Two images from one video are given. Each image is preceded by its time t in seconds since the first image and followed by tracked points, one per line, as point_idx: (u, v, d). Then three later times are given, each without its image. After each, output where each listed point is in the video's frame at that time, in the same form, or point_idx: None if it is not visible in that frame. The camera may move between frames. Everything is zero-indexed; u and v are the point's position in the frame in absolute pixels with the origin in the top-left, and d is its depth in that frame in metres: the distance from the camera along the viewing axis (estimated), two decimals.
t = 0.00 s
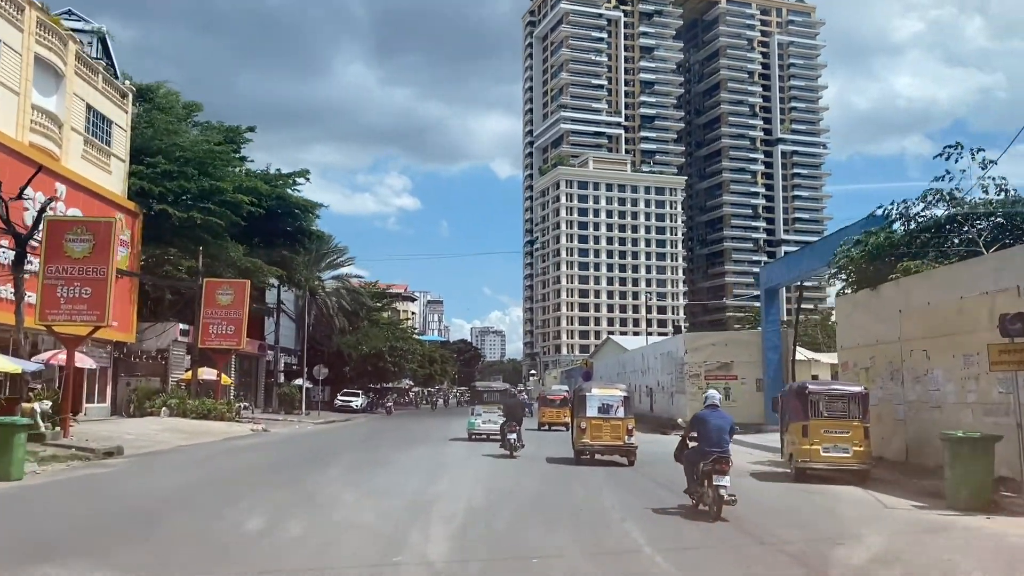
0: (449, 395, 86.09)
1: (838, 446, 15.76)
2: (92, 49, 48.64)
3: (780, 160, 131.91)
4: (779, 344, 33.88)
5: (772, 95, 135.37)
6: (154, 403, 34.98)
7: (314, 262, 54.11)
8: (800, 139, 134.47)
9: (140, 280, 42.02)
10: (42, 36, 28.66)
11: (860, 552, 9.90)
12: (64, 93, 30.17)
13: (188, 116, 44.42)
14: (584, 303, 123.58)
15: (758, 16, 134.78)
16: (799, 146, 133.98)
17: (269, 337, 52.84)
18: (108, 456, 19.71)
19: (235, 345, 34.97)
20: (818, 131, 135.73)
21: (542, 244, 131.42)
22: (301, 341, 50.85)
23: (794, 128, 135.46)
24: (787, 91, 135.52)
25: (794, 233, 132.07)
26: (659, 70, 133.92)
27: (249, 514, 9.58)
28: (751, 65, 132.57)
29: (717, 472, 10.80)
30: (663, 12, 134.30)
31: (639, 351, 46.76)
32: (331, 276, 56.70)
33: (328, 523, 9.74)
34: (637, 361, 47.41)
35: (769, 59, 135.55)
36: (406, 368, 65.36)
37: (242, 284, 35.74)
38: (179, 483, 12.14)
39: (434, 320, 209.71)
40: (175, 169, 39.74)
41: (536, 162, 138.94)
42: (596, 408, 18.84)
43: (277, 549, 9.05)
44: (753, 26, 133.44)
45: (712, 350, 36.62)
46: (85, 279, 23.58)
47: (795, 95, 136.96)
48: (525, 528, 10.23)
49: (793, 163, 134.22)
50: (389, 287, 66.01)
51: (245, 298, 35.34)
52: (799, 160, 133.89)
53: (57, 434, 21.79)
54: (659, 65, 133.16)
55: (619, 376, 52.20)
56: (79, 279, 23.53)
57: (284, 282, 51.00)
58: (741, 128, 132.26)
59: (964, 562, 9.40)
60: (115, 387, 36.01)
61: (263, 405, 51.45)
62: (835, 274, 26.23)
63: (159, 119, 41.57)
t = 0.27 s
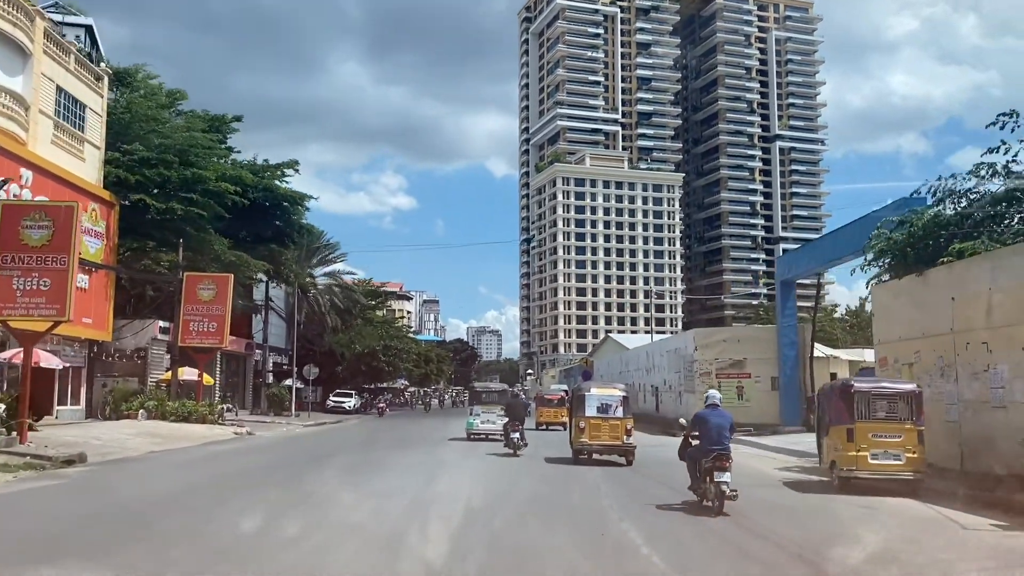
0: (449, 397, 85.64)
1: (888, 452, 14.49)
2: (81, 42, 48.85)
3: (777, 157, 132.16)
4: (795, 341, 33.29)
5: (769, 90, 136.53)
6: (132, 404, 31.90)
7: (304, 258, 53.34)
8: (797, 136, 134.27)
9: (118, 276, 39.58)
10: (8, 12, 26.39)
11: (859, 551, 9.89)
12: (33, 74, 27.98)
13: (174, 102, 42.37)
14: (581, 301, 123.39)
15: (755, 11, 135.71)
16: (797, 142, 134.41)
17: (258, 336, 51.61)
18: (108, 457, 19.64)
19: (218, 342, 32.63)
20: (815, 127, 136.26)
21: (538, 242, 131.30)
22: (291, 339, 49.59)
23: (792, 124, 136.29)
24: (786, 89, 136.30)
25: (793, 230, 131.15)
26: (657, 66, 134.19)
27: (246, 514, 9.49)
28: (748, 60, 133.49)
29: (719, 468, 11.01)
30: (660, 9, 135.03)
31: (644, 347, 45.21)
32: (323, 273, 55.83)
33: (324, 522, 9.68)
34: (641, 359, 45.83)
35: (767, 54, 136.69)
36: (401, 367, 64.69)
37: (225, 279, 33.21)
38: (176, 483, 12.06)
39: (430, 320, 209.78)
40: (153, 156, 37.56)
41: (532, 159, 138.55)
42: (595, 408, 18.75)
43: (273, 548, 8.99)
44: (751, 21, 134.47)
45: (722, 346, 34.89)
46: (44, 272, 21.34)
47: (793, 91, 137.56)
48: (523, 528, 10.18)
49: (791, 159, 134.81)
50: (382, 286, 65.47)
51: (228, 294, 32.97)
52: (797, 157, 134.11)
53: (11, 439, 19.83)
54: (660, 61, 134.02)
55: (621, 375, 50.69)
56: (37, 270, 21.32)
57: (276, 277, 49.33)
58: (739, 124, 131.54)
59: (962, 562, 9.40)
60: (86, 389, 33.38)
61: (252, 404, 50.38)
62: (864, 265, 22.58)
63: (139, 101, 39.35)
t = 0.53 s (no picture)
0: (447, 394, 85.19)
1: (955, 458, 12.76)
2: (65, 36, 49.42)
3: (776, 151, 131.45)
4: (816, 333, 30.77)
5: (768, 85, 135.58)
6: (109, 404, 30.97)
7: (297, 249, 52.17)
8: (796, 130, 133.43)
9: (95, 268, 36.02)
10: None
11: (858, 555, 10.01)
12: None
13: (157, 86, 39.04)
14: (580, 298, 123.28)
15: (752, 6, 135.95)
16: (796, 137, 132.82)
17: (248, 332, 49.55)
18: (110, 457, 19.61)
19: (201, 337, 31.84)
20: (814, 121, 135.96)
21: (536, 238, 131.20)
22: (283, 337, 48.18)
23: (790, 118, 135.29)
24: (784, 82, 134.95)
25: (793, 226, 129.31)
26: (655, 60, 133.71)
27: (245, 515, 9.48)
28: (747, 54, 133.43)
29: (722, 460, 11.51)
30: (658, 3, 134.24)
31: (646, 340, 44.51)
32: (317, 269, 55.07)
33: (324, 523, 9.72)
34: (643, 353, 45.14)
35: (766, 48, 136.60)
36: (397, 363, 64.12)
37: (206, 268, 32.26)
38: (176, 484, 12.08)
39: (428, 317, 209.81)
40: (132, 141, 33.82)
41: (530, 155, 138.44)
42: (594, 405, 18.81)
43: (273, 550, 9.00)
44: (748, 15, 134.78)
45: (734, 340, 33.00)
46: None
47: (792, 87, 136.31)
48: (523, 530, 10.22)
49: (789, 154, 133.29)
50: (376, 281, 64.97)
51: (210, 288, 32.06)
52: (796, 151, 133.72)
53: None
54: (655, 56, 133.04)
55: (624, 370, 49.98)
56: None
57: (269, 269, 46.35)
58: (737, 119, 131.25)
59: (961, 565, 9.50)
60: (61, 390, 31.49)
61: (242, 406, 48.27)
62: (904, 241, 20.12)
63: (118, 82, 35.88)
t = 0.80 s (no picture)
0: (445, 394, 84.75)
1: None
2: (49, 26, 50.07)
3: (775, 147, 131.93)
4: (840, 326, 28.78)
5: (767, 81, 134.98)
6: (82, 405, 29.11)
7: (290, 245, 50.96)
8: (795, 126, 133.76)
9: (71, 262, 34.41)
10: None
11: (856, 554, 10.03)
12: None
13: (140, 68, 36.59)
14: (578, 295, 123.09)
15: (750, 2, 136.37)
16: (794, 133, 133.78)
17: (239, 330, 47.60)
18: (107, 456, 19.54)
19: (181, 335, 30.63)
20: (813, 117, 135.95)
21: (534, 236, 131.05)
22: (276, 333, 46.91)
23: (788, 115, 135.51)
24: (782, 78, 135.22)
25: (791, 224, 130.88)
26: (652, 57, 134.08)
27: (244, 514, 9.43)
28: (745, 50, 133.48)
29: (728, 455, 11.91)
30: None
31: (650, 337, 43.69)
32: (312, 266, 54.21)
33: (321, 522, 9.67)
34: (648, 352, 44.13)
35: (764, 44, 136.63)
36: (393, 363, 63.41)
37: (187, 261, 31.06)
38: (176, 483, 12.02)
39: (425, 317, 209.62)
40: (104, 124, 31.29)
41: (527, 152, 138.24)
42: (592, 402, 18.78)
43: (270, 549, 8.95)
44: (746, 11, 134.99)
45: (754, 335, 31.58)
46: None
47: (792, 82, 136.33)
48: (522, 529, 10.20)
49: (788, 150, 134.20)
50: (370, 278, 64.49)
51: (190, 282, 30.81)
52: (795, 148, 133.71)
53: None
54: (652, 52, 133.43)
55: (626, 367, 49.29)
56: None
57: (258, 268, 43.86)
58: (736, 115, 131.55)
59: (959, 563, 9.55)
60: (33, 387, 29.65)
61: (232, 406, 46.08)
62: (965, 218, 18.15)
63: (92, 65, 33.22)
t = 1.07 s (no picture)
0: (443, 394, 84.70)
1: None
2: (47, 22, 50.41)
3: (774, 143, 132.15)
4: (869, 319, 26.57)
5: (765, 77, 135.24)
6: (50, 410, 26.50)
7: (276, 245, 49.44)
8: (794, 123, 133.95)
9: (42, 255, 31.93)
10: None
11: (856, 555, 10.04)
12: None
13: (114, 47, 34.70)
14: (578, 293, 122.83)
15: None
16: (794, 130, 133.25)
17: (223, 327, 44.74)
18: (106, 457, 19.50)
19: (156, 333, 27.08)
20: (812, 114, 136.14)
21: (532, 234, 130.94)
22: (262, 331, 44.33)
23: (787, 111, 135.39)
24: (781, 74, 135.34)
25: (791, 221, 131.00)
26: (650, 53, 134.40)
27: (243, 515, 9.42)
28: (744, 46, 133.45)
29: (731, 452, 12.40)
30: None
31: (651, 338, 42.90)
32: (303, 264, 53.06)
33: (321, 524, 9.64)
34: (650, 354, 43.13)
35: (763, 40, 136.72)
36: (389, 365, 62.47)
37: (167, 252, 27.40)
38: (178, 486, 12.00)
39: (422, 316, 209.61)
40: (78, 107, 29.56)
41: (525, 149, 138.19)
42: (591, 402, 18.83)
43: (270, 549, 8.92)
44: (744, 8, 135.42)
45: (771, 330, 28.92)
46: None
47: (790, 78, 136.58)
48: (522, 529, 10.20)
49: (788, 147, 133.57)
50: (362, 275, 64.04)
51: (168, 276, 27.44)
52: (795, 146, 133.83)
53: None
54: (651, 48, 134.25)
55: (629, 366, 48.78)
56: None
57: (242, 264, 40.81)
58: (734, 112, 131.83)
59: (958, 565, 9.61)
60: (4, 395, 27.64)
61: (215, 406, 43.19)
62: None
63: (66, 44, 31.44)
